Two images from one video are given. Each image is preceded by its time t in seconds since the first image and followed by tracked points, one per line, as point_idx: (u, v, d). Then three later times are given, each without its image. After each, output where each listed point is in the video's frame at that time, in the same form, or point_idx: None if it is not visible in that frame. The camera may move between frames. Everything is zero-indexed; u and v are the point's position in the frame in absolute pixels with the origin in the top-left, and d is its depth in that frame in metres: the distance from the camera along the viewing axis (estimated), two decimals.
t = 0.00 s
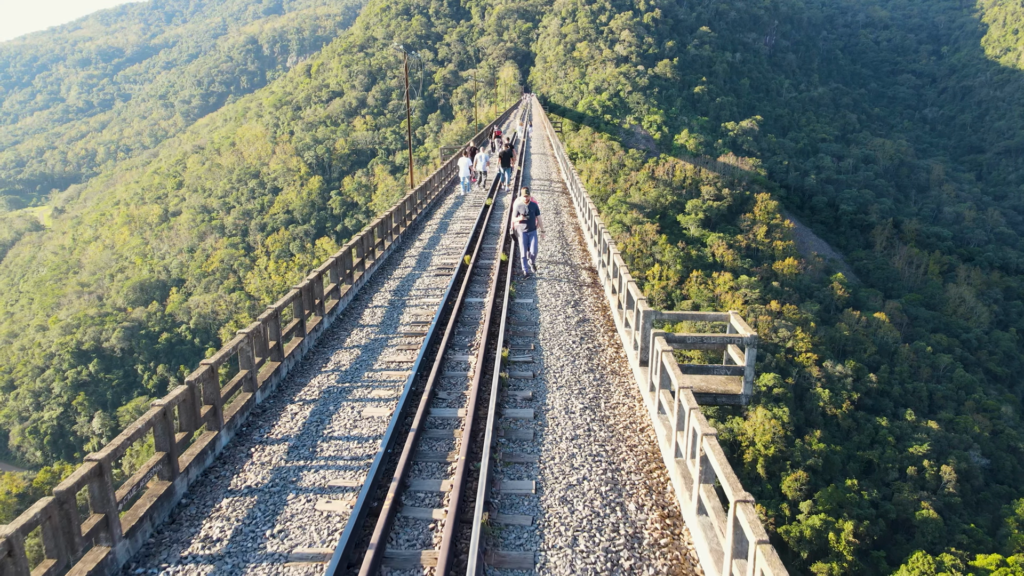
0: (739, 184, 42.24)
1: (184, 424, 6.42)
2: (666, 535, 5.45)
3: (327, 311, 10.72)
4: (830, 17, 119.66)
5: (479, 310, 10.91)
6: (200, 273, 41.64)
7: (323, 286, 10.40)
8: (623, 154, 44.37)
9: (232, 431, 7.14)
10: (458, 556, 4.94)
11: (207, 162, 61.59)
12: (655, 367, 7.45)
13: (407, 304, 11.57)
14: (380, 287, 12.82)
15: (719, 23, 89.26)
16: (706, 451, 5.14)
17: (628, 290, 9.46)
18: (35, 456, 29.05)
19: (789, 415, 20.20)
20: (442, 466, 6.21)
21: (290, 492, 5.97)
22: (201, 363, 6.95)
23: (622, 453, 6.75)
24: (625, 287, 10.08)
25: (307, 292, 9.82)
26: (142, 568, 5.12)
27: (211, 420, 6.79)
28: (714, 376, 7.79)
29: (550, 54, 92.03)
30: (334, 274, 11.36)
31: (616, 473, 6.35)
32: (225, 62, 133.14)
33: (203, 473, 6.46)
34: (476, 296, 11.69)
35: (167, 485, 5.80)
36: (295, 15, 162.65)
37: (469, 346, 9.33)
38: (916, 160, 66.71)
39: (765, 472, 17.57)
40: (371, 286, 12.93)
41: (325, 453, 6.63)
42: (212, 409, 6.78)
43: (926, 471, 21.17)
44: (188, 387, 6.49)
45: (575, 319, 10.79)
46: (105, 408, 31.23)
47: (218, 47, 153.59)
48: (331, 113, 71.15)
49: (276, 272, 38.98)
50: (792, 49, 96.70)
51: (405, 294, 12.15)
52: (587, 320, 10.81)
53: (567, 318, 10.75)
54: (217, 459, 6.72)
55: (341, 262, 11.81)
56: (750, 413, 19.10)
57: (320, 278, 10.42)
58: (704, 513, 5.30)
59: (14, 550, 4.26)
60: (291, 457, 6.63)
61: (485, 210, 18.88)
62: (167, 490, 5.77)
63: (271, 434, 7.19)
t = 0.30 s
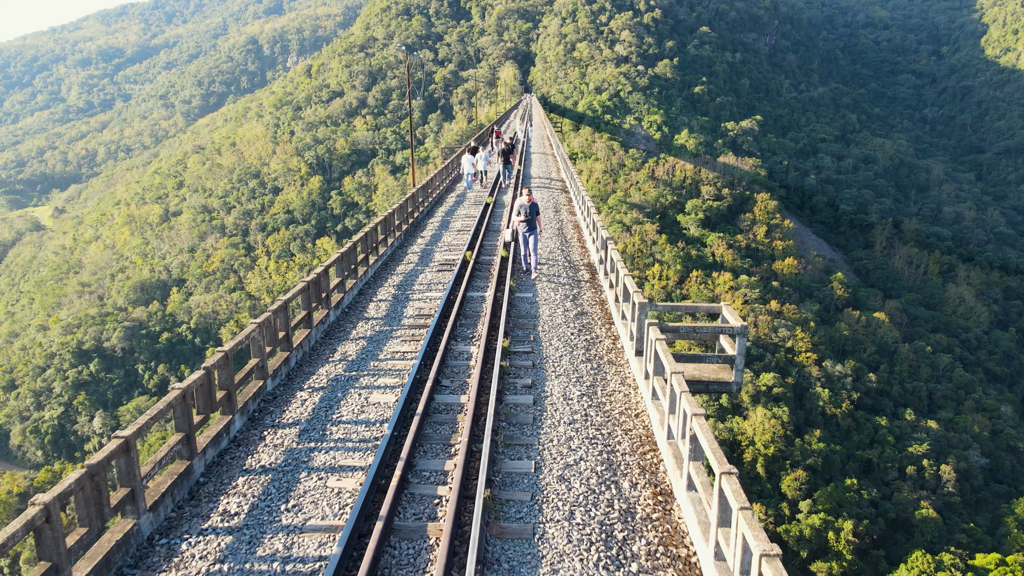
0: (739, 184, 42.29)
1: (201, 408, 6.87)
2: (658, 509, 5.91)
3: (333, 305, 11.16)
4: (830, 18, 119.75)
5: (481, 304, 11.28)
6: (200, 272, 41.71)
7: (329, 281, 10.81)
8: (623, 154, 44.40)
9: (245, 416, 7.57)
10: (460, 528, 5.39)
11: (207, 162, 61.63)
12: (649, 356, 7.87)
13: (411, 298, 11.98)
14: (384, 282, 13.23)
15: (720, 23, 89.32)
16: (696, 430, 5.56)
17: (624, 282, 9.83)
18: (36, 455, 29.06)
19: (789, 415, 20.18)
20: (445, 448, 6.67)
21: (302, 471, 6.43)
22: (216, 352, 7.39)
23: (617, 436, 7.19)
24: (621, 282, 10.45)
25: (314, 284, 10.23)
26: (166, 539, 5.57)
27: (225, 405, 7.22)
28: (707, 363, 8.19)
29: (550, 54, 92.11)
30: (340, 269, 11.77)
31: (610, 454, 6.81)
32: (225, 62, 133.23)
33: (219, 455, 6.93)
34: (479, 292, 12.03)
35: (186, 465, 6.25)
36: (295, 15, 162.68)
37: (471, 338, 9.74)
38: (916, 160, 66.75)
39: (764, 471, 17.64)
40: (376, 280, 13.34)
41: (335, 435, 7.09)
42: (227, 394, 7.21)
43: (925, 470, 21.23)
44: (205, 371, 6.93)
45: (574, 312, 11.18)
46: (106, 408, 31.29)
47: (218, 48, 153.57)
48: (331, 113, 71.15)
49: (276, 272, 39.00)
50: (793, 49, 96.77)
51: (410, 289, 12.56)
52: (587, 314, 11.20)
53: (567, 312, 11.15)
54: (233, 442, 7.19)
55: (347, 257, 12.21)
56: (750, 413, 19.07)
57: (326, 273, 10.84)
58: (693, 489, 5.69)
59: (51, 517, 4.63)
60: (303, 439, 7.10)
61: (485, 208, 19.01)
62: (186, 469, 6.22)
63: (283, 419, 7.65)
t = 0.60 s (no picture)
0: (739, 184, 42.33)
1: (217, 391, 7.14)
2: (650, 486, 6.16)
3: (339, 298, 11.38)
4: (830, 18, 119.86)
5: (482, 299, 11.46)
6: (201, 272, 41.76)
7: (335, 274, 11.04)
8: (623, 154, 44.46)
9: (257, 401, 7.84)
10: (463, 501, 5.62)
11: (208, 162, 61.70)
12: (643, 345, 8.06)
13: (414, 292, 12.19)
14: (388, 277, 13.43)
15: (720, 24, 89.39)
16: (685, 412, 5.77)
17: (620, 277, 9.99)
18: (36, 455, 29.09)
19: (789, 415, 20.15)
20: (449, 430, 6.91)
21: (313, 450, 6.70)
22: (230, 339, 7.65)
23: (613, 420, 7.42)
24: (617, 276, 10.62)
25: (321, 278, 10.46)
26: (187, 512, 5.86)
27: (239, 391, 7.48)
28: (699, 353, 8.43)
29: (550, 54, 92.24)
30: (346, 263, 11.99)
31: (606, 436, 7.06)
32: (225, 62, 133.37)
33: (234, 437, 7.19)
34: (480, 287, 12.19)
35: (203, 445, 6.51)
36: (296, 15, 162.82)
37: (472, 331, 9.94)
38: (916, 160, 66.80)
39: (764, 471, 17.69)
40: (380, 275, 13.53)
41: (344, 419, 7.34)
42: (241, 380, 7.48)
43: (924, 470, 21.27)
44: (220, 358, 7.18)
45: (572, 307, 11.34)
46: (106, 407, 31.30)
47: (219, 48, 153.66)
48: (332, 113, 71.20)
49: (277, 272, 39.04)
50: (793, 49, 96.84)
51: (413, 284, 12.76)
52: (585, 308, 11.37)
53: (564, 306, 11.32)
54: (246, 425, 7.46)
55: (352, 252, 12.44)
56: (750, 412, 19.00)
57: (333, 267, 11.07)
58: (684, 467, 5.92)
59: (84, 486, 4.86)
60: (313, 422, 7.36)
61: (486, 206, 19.09)
62: (203, 449, 6.49)
63: (293, 404, 7.91)
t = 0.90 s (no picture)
0: (738, 185, 42.38)
1: (232, 376, 7.46)
2: (642, 465, 6.48)
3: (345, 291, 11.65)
4: (830, 18, 120.00)
5: (482, 293, 11.66)
6: (202, 272, 41.86)
7: (341, 268, 11.31)
8: (623, 154, 44.51)
9: (269, 387, 8.15)
10: (467, 477, 5.94)
11: (208, 162, 61.77)
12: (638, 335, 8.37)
13: (417, 286, 12.43)
14: (392, 272, 13.66)
15: (719, 24, 89.43)
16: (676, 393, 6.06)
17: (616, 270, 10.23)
18: (37, 454, 29.23)
19: (789, 415, 20.14)
20: (452, 414, 7.23)
21: (324, 432, 7.05)
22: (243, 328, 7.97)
23: (608, 405, 7.73)
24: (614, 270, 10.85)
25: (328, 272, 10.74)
26: (206, 488, 6.20)
27: (252, 376, 7.79)
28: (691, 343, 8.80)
29: (550, 54, 92.39)
30: (351, 258, 12.26)
31: (601, 420, 7.38)
32: (226, 62, 133.52)
33: (247, 420, 7.51)
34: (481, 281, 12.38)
35: (220, 427, 6.85)
36: (296, 15, 162.97)
37: (474, 323, 10.17)
38: (916, 160, 66.87)
39: (763, 470, 17.72)
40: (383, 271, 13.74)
41: (352, 404, 7.68)
42: (253, 366, 7.79)
43: (924, 469, 21.31)
44: (234, 346, 7.48)
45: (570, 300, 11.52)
46: (107, 407, 31.34)
47: (219, 48, 153.72)
48: (332, 113, 71.23)
49: (278, 273, 39.05)
50: (793, 49, 96.92)
51: (417, 278, 12.97)
52: (582, 301, 11.55)
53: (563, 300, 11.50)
54: (258, 410, 7.79)
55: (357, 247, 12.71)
56: (749, 411, 18.99)
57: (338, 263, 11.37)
58: (674, 446, 6.26)
59: (114, 459, 5.16)
60: (322, 407, 7.71)
61: (487, 205, 19.15)
62: (220, 430, 6.82)
63: (304, 389, 8.25)
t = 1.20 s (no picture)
0: (738, 185, 42.43)
1: (248, 363, 8.01)
2: (635, 444, 7.07)
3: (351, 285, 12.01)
4: (830, 18, 120.17)
5: (483, 288, 11.94)
6: (202, 272, 41.92)
7: (347, 262, 11.68)
8: (623, 154, 44.56)
9: (280, 373, 8.70)
10: (470, 454, 6.53)
11: (209, 162, 61.81)
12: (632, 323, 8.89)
13: (421, 280, 12.79)
14: (396, 266, 13.99)
15: (719, 24, 89.45)
16: (666, 375, 6.53)
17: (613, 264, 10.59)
18: (39, 454, 29.44)
19: (788, 414, 20.17)
20: (456, 398, 7.80)
21: (334, 414, 7.60)
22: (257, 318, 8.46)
23: (604, 391, 8.29)
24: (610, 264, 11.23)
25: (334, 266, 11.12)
26: (225, 463, 6.76)
27: (264, 363, 8.30)
28: (685, 332, 9.33)
29: (550, 54, 92.48)
30: (357, 253, 12.63)
31: (597, 404, 7.95)
32: (226, 62, 133.62)
33: (261, 404, 8.06)
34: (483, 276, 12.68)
35: (237, 409, 7.39)
36: (297, 16, 163.16)
37: (476, 316, 10.56)
38: (915, 161, 66.94)
39: (763, 469, 17.75)
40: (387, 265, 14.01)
41: (360, 388, 8.25)
42: (266, 353, 8.29)
43: (924, 469, 21.35)
44: (248, 333, 7.95)
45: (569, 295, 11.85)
46: (108, 407, 31.40)
47: (219, 48, 153.69)
48: (333, 113, 71.23)
49: (278, 272, 39.01)
50: (793, 49, 96.94)
51: (420, 273, 13.28)
52: (581, 296, 11.87)
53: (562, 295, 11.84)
54: (271, 394, 8.35)
55: (362, 242, 13.03)
56: (749, 411, 19.02)
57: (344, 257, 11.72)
58: (664, 426, 6.82)
59: (142, 433, 5.70)
60: (332, 390, 8.30)
61: (489, 203, 19.20)
62: (235, 412, 7.33)
63: (313, 375, 8.82)
